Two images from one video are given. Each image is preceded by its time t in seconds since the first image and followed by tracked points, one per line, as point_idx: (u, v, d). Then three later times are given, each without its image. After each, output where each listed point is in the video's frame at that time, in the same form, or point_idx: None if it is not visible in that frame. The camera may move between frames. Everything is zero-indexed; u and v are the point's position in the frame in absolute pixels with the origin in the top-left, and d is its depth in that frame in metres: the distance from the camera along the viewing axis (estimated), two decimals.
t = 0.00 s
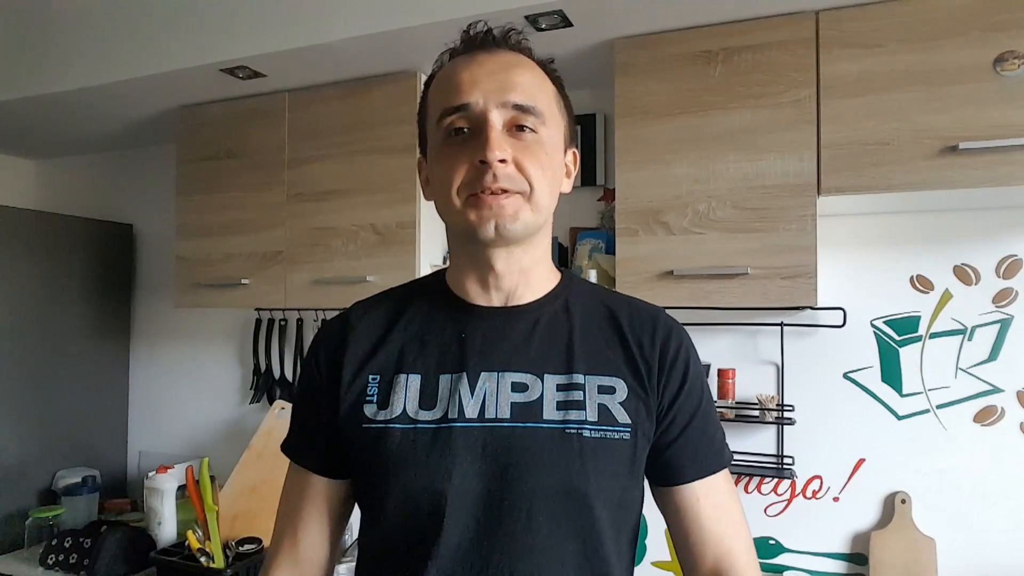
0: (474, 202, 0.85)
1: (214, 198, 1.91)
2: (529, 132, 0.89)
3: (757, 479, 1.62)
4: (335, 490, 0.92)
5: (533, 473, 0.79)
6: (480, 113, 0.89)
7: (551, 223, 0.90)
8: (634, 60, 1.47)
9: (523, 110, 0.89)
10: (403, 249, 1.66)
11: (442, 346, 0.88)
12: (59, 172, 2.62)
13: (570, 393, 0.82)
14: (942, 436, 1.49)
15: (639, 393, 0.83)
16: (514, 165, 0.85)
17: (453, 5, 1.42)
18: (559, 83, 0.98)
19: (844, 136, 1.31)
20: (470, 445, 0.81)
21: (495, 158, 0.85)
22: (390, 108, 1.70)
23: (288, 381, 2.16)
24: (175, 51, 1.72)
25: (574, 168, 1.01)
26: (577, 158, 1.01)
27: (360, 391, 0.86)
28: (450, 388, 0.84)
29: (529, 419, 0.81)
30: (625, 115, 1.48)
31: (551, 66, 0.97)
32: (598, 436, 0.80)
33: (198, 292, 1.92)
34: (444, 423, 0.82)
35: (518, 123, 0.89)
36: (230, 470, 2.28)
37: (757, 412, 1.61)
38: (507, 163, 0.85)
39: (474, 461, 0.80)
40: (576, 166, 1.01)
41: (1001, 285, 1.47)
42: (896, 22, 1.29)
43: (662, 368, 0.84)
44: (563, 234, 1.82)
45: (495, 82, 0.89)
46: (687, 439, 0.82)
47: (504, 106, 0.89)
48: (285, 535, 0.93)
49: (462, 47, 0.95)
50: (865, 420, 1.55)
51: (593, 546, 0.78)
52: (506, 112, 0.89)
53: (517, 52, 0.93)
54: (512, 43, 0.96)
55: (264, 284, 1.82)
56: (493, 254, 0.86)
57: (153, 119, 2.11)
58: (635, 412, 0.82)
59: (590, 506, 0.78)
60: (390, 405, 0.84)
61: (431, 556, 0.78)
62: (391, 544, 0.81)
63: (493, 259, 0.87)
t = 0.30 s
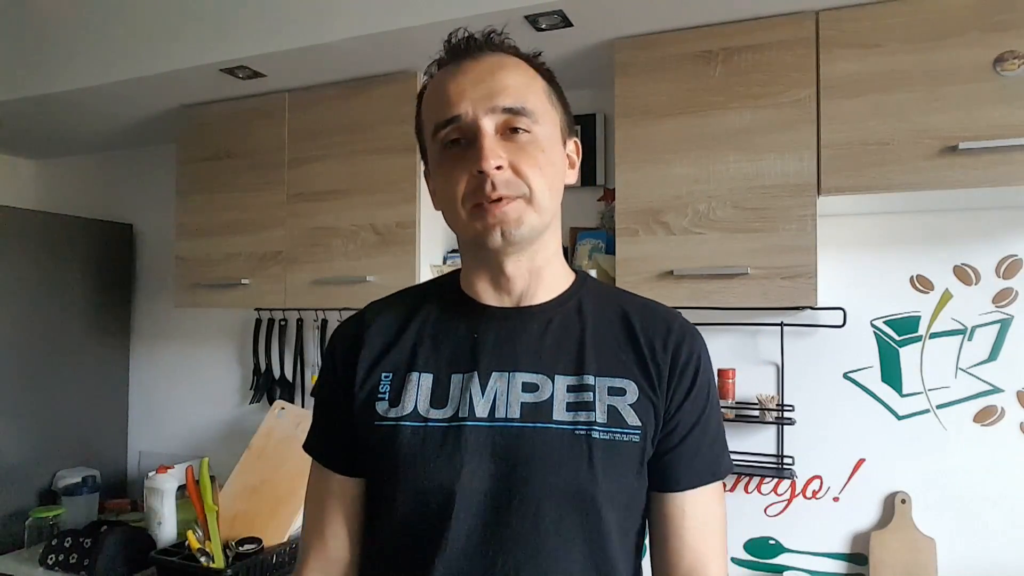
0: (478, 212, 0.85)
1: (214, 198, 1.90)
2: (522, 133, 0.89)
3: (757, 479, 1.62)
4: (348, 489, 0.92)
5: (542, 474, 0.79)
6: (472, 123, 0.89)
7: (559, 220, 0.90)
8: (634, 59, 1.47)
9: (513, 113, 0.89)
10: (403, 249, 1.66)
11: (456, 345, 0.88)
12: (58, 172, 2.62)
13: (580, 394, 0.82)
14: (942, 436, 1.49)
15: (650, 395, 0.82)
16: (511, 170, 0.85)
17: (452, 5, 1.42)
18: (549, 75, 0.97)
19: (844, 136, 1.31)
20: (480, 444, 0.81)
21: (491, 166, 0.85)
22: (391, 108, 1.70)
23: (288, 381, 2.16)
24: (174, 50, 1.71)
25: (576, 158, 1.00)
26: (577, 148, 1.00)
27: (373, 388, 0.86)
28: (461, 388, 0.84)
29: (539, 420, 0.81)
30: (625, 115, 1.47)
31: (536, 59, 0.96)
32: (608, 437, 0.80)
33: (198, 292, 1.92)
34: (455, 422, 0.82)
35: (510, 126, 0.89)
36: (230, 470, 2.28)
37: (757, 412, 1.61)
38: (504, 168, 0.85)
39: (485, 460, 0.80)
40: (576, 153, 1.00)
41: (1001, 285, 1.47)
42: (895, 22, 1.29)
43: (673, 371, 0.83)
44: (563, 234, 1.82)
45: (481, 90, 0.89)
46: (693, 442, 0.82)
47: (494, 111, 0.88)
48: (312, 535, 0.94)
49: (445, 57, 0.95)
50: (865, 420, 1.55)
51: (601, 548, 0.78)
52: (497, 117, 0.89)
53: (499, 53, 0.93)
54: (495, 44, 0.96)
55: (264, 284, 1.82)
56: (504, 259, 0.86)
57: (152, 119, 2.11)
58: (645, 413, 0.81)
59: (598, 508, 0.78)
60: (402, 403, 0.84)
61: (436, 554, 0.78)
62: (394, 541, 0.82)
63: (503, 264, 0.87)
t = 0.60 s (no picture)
0: (483, 232, 0.85)
1: (214, 198, 1.90)
2: (531, 152, 0.87)
3: (757, 480, 1.62)
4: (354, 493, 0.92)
5: (541, 469, 0.79)
6: (481, 141, 0.87)
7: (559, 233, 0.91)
8: (634, 60, 1.47)
9: (523, 131, 0.87)
10: (403, 249, 1.66)
11: (456, 344, 0.88)
12: (58, 172, 2.62)
13: (578, 390, 0.82)
14: (942, 436, 1.49)
15: (648, 391, 0.82)
16: (518, 193, 0.85)
17: (452, 5, 1.42)
18: (559, 81, 0.94)
19: (844, 136, 1.31)
20: (479, 441, 0.81)
21: (499, 191, 0.84)
22: (391, 108, 1.70)
23: (288, 381, 2.16)
24: (175, 50, 1.72)
25: (578, 161, 1.00)
26: (580, 152, 0.99)
27: (373, 387, 0.86)
28: (461, 385, 0.84)
29: (537, 416, 0.81)
30: (625, 115, 1.47)
31: (547, 65, 0.92)
32: (606, 432, 0.80)
33: (198, 292, 1.92)
34: (455, 419, 0.82)
35: (519, 144, 0.87)
36: (230, 470, 2.29)
37: (757, 412, 1.61)
38: (512, 193, 0.84)
39: (484, 456, 0.80)
40: (578, 158, 0.99)
41: (1001, 285, 1.47)
42: (896, 22, 1.29)
43: (670, 367, 0.83)
44: (563, 235, 1.82)
45: (492, 106, 0.86)
46: (693, 437, 0.82)
47: (504, 130, 0.86)
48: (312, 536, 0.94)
49: (455, 58, 0.90)
50: (865, 420, 1.55)
51: (601, 542, 0.78)
52: (507, 136, 0.87)
53: (511, 62, 0.89)
54: (507, 47, 0.91)
55: (264, 284, 1.82)
56: (505, 278, 0.88)
57: (152, 119, 2.11)
58: (643, 409, 0.81)
59: (596, 502, 0.78)
60: (402, 401, 0.84)
61: (438, 550, 0.78)
62: (396, 537, 0.82)
63: (504, 281, 0.88)
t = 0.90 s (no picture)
0: (480, 238, 0.85)
1: (214, 198, 1.90)
2: (529, 157, 0.87)
3: (757, 479, 1.62)
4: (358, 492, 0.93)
5: (539, 468, 0.79)
6: (479, 146, 0.86)
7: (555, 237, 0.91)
8: (634, 60, 1.47)
9: (521, 137, 0.87)
10: (403, 249, 1.66)
11: (454, 343, 0.88)
12: (59, 172, 2.62)
13: (575, 389, 0.82)
14: (942, 436, 1.49)
15: (644, 389, 0.82)
16: (516, 199, 0.85)
17: (452, 5, 1.42)
18: (557, 85, 0.94)
19: (844, 136, 1.31)
20: (478, 440, 0.81)
21: (498, 197, 0.84)
22: (391, 109, 1.70)
23: (288, 381, 2.16)
24: (175, 50, 1.72)
25: (575, 164, 1.00)
26: (576, 154, 0.99)
27: (372, 389, 0.86)
28: (460, 385, 0.84)
29: (535, 415, 0.81)
30: (625, 115, 1.48)
31: (546, 69, 0.92)
32: (603, 430, 0.80)
33: (198, 292, 1.92)
34: (453, 419, 0.82)
35: (518, 150, 0.87)
36: (230, 470, 2.29)
37: (757, 412, 1.61)
38: (510, 199, 0.85)
39: (483, 455, 0.80)
40: (575, 160, 0.99)
41: (1002, 285, 1.47)
42: (895, 22, 1.29)
43: (666, 364, 0.83)
44: (563, 235, 1.82)
45: (492, 111, 0.86)
46: (691, 433, 0.82)
47: (504, 135, 0.86)
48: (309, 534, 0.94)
49: (454, 60, 0.90)
50: (865, 420, 1.55)
51: (600, 540, 0.78)
52: (506, 141, 0.87)
53: (511, 67, 0.88)
54: (506, 51, 0.91)
55: (264, 284, 1.82)
56: (501, 282, 0.88)
57: (153, 119, 2.11)
58: (639, 406, 0.81)
59: (595, 500, 0.78)
60: (401, 403, 0.84)
61: (441, 550, 0.78)
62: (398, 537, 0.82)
63: (500, 285, 0.89)
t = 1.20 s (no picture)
0: (481, 238, 0.85)
1: (213, 198, 1.90)
2: (532, 158, 0.87)
3: (757, 480, 1.62)
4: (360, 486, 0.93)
5: (536, 468, 0.79)
6: (484, 145, 0.86)
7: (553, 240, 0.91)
8: (634, 60, 1.47)
9: (525, 138, 0.87)
10: (403, 249, 1.66)
11: (451, 345, 0.88)
12: (58, 172, 2.62)
13: (571, 389, 0.82)
14: (942, 436, 1.49)
15: (639, 387, 0.82)
16: (518, 200, 0.85)
17: (452, 4, 1.42)
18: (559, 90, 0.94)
19: (844, 136, 1.31)
20: (475, 441, 0.81)
21: (501, 196, 0.84)
22: (391, 108, 1.70)
23: (288, 381, 2.16)
24: (175, 50, 1.72)
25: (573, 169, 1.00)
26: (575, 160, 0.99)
27: (371, 391, 0.86)
28: (457, 387, 0.84)
29: (533, 415, 0.81)
30: (625, 115, 1.48)
31: (550, 73, 0.92)
32: (600, 430, 0.80)
33: (198, 292, 1.92)
34: (452, 421, 0.82)
35: (522, 150, 0.87)
36: (230, 470, 2.29)
37: (756, 412, 1.61)
38: (513, 199, 0.85)
39: (481, 456, 0.80)
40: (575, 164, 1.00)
41: (1002, 285, 1.47)
42: (895, 22, 1.29)
43: (660, 362, 0.83)
44: (563, 235, 1.82)
45: (498, 111, 0.86)
46: (685, 428, 0.82)
47: (508, 135, 0.86)
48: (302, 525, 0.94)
49: (461, 60, 0.90)
50: (865, 420, 1.55)
51: (597, 537, 0.78)
52: (511, 141, 0.86)
53: (516, 69, 0.88)
54: (513, 53, 0.91)
55: (264, 284, 1.82)
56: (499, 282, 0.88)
57: (152, 119, 2.11)
58: (635, 405, 0.82)
59: (592, 498, 0.79)
60: (400, 405, 0.84)
61: (441, 551, 0.78)
62: (396, 534, 0.82)
63: (498, 285, 0.88)
